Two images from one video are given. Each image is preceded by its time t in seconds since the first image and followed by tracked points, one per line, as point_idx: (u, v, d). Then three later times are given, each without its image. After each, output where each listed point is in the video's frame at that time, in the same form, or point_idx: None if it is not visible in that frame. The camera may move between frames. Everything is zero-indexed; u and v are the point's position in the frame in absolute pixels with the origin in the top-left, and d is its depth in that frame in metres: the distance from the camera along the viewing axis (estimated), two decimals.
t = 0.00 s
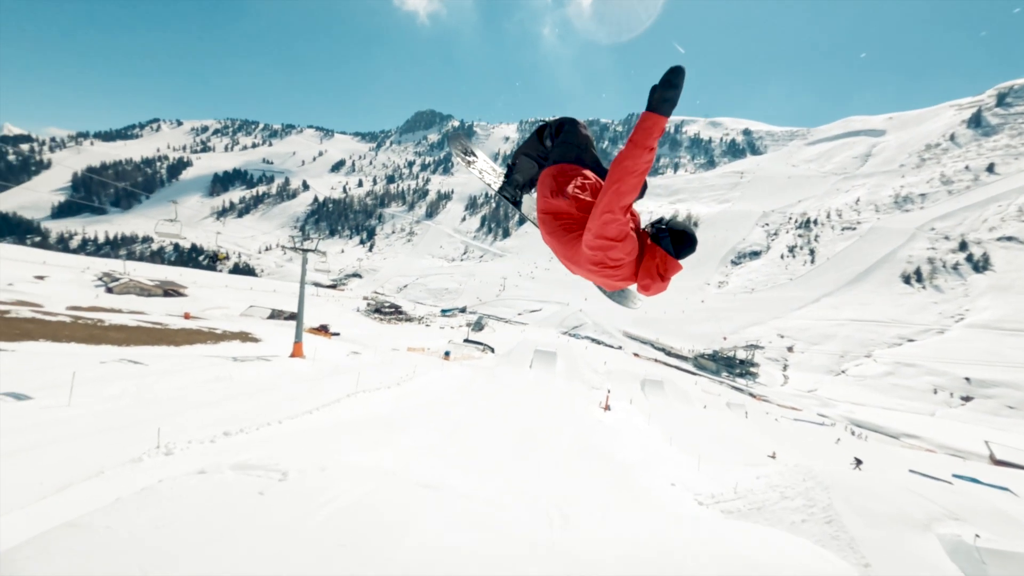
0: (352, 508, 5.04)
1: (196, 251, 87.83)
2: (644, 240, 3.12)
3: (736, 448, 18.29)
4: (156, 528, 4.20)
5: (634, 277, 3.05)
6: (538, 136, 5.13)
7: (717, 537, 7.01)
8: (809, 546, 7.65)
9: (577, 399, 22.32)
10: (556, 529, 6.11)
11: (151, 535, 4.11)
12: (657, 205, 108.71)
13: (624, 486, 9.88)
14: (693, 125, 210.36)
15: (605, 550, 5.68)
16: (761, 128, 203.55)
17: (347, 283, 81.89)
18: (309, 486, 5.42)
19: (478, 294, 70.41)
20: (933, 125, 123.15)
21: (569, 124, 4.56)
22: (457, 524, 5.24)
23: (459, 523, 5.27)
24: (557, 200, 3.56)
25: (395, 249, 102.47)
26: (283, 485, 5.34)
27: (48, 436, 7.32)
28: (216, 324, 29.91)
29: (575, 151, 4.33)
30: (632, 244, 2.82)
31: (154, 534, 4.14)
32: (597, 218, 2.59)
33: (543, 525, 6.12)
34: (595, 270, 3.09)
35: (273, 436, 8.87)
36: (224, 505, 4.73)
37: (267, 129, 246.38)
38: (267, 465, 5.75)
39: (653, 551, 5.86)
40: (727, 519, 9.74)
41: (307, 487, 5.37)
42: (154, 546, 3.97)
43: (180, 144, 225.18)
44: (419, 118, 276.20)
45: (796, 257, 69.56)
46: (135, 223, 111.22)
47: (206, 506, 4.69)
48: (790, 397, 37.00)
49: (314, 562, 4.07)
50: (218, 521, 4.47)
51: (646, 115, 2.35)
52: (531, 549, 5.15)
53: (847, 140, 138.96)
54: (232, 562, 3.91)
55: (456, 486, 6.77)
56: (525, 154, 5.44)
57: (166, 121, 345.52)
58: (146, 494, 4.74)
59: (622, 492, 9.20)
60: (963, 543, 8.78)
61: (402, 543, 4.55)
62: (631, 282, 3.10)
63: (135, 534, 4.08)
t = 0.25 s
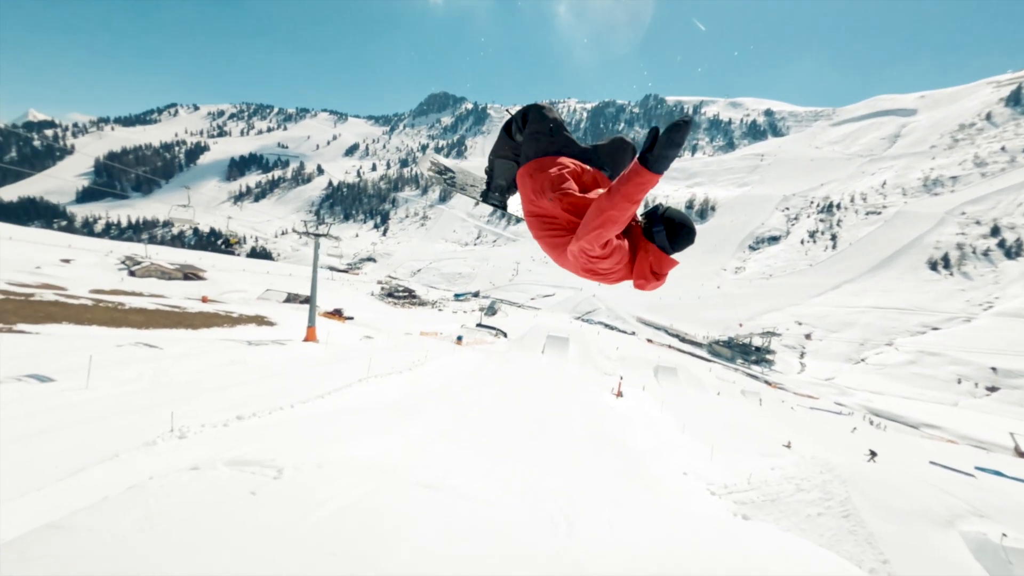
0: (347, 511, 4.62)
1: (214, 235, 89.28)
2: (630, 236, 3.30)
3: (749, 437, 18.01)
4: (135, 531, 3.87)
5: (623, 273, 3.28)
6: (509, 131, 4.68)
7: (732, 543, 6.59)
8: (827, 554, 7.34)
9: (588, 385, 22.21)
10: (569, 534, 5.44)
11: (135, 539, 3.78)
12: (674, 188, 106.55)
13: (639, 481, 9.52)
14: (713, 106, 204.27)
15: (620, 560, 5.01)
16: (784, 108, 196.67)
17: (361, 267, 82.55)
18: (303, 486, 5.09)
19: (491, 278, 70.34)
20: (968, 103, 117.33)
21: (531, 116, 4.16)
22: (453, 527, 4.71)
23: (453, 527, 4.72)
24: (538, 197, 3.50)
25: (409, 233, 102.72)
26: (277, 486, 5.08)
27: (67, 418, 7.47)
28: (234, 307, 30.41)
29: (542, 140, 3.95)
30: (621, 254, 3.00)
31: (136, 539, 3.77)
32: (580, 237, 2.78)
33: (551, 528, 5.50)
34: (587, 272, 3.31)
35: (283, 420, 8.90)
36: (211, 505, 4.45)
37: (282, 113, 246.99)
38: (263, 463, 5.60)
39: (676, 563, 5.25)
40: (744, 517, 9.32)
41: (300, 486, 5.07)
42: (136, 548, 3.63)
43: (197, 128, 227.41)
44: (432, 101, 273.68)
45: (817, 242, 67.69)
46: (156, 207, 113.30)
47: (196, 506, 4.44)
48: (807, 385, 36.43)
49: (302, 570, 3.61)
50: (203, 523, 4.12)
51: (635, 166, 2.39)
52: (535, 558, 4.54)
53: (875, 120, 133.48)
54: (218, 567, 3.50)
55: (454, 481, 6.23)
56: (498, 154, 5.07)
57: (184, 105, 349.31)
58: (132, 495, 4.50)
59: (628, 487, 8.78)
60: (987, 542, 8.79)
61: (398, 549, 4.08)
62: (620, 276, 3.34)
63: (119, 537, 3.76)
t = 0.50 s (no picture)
0: (342, 509, 4.29)
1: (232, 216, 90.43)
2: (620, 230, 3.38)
3: (764, 422, 17.71)
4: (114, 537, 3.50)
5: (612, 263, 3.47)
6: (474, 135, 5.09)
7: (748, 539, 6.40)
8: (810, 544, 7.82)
9: (601, 368, 22.06)
10: (571, 536, 5.16)
11: (123, 539, 3.51)
12: (693, 168, 103.77)
13: (670, 476, 9.36)
14: (736, 81, 196.79)
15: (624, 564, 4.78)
16: (810, 83, 188.54)
17: (376, 248, 83.01)
18: (300, 481, 4.65)
19: (505, 260, 70.05)
20: (1010, 75, 110.67)
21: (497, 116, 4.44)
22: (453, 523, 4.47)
23: (452, 526, 4.40)
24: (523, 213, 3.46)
25: (423, 214, 102.62)
26: (272, 480, 4.59)
27: (87, 399, 7.61)
28: (251, 288, 30.85)
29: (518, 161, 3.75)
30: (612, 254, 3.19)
31: (125, 539, 3.51)
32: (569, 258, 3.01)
33: (555, 529, 5.21)
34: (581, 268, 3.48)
35: (295, 403, 8.96)
36: (198, 502, 4.04)
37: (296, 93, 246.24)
38: (258, 453, 5.03)
39: (682, 567, 4.99)
40: (755, 504, 9.36)
41: (297, 481, 4.63)
42: (122, 549, 3.40)
43: (214, 109, 228.45)
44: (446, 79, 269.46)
45: (841, 224, 65.53)
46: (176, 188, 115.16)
47: (183, 501, 4.05)
48: (825, 369, 35.80)
49: None
50: (190, 523, 3.77)
51: (631, 231, 2.55)
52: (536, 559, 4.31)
53: (908, 95, 127.16)
54: (215, 570, 3.31)
55: (458, 475, 6.01)
56: (476, 158, 5.50)
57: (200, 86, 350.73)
58: (119, 489, 4.06)
59: (644, 479, 8.47)
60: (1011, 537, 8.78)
61: (395, 551, 3.81)
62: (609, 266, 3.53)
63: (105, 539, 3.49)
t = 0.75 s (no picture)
0: (339, 503, 4.13)
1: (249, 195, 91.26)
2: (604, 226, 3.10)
3: (780, 405, 17.40)
4: (105, 529, 3.35)
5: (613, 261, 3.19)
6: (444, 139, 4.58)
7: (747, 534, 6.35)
8: (818, 535, 7.68)
9: (614, 349, 21.85)
10: (578, 523, 4.96)
11: (120, 527, 3.42)
12: (713, 143, 100.51)
13: (696, 469, 8.83)
14: (761, 52, 188.18)
15: (631, 555, 4.62)
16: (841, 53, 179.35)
17: (391, 227, 83.20)
18: (298, 472, 4.51)
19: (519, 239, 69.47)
20: None
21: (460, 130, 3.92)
22: (453, 518, 4.32)
23: (451, 522, 4.23)
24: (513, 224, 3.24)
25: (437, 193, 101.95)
26: (267, 472, 4.42)
27: (108, 377, 7.78)
28: (268, 267, 31.22)
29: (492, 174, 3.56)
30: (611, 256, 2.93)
31: (121, 527, 3.42)
32: (554, 288, 2.82)
33: (563, 517, 5.01)
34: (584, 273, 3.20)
35: (309, 382, 9.03)
36: (190, 494, 3.88)
37: (309, 70, 244.37)
38: (255, 443, 4.91)
39: (687, 567, 4.78)
40: (768, 489, 9.21)
41: (295, 471, 4.50)
42: (114, 539, 3.28)
43: (229, 88, 228.46)
44: (459, 54, 263.69)
45: (868, 202, 63.05)
46: (194, 168, 116.47)
47: (175, 492, 3.91)
48: (844, 351, 35.02)
49: None
50: (181, 516, 3.62)
51: (619, 264, 2.32)
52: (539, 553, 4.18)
53: (947, 63, 119.99)
54: (209, 570, 3.14)
55: (466, 460, 5.84)
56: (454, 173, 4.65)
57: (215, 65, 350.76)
58: (109, 482, 3.92)
59: (658, 463, 8.24)
60: None
61: (393, 549, 3.66)
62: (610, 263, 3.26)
63: (97, 528, 3.36)
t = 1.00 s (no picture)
0: (330, 498, 4.10)
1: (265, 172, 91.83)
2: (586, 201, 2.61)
3: (796, 387, 17.03)
4: (98, 520, 3.36)
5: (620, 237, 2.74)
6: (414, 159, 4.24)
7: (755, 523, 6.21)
8: (834, 519, 7.63)
9: (628, 328, 21.62)
10: (582, 518, 4.85)
11: (115, 516, 3.46)
12: (737, 115, 96.60)
13: (703, 465, 7.81)
14: (791, 16, 178.22)
15: (631, 552, 4.53)
16: (878, 16, 168.56)
17: (405, 204, 83.05)
18: (294, 462, 4.49)
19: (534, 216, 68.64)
20: None
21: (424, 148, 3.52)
22: (450, 512, 4.27)
23: (445, 518, 4.18)
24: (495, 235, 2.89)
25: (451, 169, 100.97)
26: (261, 463, 4.39)
27: (126, 354, 7.94)
28: (284, 245, 31.54)
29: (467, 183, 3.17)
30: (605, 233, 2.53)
31: (116, 516, 3.46)
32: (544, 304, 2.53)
33: (564, 509, 4.91)
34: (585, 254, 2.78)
35: (321, 360, 9.12)
36: (181, 486, 3.88)
37: (322, 44, 240.99)
38: (251, 432, 4.87)
39: (687, 564, 4.69)
40: (783, 473, 9.06)
41: (292, 460, 4.50)
42: (106, 532, 3.30)
43: (244, 63, 227.20)
44: (474, 24, 256.18)
45: (899, 176, 60.18)
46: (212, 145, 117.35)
47: (168, 483, 3.91)
48: (867, 332, 34.06)
49: None
50: (171, 509, 3.63)
51: (593, 276, 1.97)
52: (540, 549, 4.17)
53: (994, 25, 111.78)
54: (194, 568, 3.14)
55: (471, 445, 5.81)
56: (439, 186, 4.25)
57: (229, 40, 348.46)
58: (96, 472, 3.90)
59: (669, 447, 8.08)
60: None
61: (385, 549, 3.62)
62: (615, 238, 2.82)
63: (93, 519, 3.40)
